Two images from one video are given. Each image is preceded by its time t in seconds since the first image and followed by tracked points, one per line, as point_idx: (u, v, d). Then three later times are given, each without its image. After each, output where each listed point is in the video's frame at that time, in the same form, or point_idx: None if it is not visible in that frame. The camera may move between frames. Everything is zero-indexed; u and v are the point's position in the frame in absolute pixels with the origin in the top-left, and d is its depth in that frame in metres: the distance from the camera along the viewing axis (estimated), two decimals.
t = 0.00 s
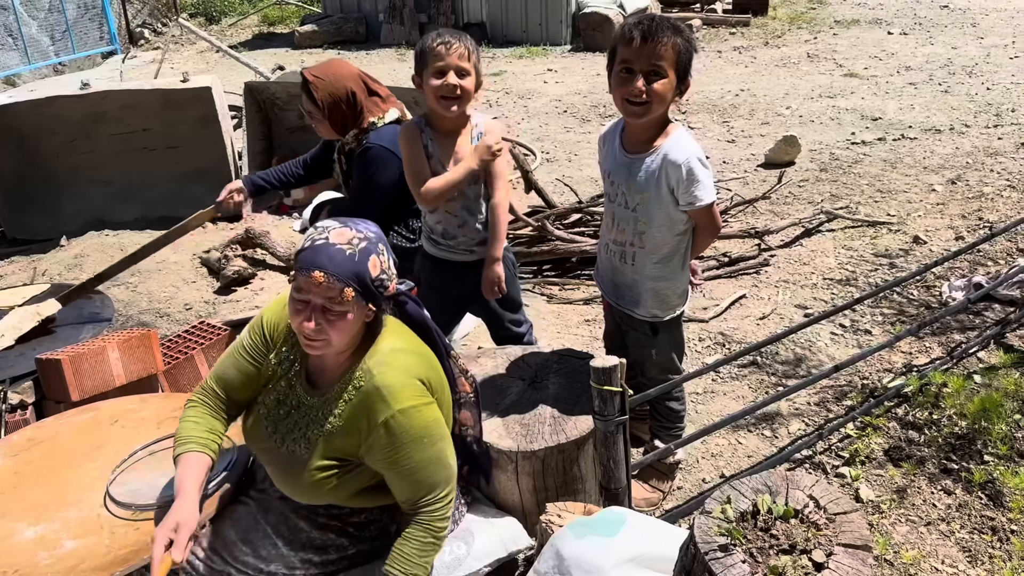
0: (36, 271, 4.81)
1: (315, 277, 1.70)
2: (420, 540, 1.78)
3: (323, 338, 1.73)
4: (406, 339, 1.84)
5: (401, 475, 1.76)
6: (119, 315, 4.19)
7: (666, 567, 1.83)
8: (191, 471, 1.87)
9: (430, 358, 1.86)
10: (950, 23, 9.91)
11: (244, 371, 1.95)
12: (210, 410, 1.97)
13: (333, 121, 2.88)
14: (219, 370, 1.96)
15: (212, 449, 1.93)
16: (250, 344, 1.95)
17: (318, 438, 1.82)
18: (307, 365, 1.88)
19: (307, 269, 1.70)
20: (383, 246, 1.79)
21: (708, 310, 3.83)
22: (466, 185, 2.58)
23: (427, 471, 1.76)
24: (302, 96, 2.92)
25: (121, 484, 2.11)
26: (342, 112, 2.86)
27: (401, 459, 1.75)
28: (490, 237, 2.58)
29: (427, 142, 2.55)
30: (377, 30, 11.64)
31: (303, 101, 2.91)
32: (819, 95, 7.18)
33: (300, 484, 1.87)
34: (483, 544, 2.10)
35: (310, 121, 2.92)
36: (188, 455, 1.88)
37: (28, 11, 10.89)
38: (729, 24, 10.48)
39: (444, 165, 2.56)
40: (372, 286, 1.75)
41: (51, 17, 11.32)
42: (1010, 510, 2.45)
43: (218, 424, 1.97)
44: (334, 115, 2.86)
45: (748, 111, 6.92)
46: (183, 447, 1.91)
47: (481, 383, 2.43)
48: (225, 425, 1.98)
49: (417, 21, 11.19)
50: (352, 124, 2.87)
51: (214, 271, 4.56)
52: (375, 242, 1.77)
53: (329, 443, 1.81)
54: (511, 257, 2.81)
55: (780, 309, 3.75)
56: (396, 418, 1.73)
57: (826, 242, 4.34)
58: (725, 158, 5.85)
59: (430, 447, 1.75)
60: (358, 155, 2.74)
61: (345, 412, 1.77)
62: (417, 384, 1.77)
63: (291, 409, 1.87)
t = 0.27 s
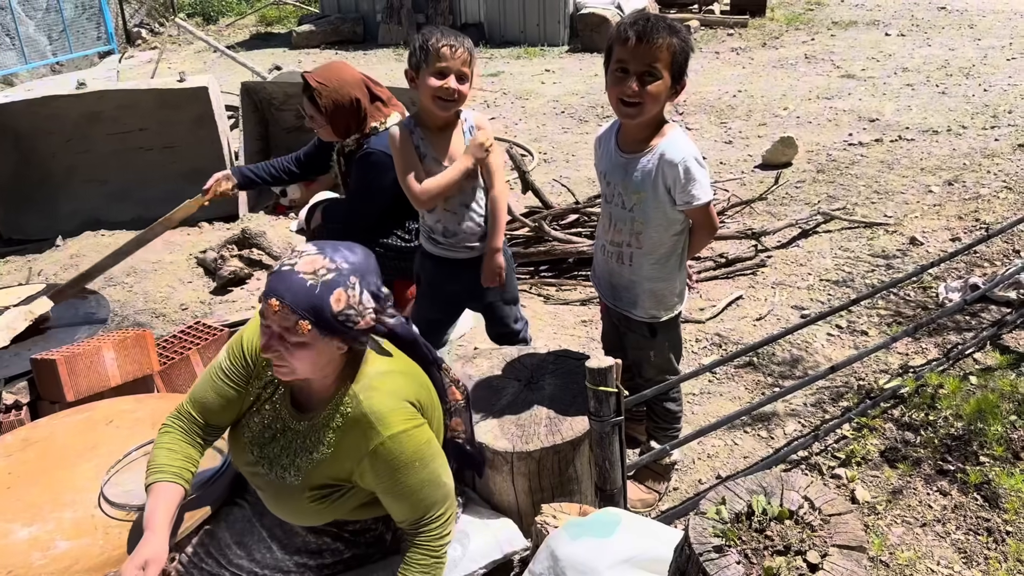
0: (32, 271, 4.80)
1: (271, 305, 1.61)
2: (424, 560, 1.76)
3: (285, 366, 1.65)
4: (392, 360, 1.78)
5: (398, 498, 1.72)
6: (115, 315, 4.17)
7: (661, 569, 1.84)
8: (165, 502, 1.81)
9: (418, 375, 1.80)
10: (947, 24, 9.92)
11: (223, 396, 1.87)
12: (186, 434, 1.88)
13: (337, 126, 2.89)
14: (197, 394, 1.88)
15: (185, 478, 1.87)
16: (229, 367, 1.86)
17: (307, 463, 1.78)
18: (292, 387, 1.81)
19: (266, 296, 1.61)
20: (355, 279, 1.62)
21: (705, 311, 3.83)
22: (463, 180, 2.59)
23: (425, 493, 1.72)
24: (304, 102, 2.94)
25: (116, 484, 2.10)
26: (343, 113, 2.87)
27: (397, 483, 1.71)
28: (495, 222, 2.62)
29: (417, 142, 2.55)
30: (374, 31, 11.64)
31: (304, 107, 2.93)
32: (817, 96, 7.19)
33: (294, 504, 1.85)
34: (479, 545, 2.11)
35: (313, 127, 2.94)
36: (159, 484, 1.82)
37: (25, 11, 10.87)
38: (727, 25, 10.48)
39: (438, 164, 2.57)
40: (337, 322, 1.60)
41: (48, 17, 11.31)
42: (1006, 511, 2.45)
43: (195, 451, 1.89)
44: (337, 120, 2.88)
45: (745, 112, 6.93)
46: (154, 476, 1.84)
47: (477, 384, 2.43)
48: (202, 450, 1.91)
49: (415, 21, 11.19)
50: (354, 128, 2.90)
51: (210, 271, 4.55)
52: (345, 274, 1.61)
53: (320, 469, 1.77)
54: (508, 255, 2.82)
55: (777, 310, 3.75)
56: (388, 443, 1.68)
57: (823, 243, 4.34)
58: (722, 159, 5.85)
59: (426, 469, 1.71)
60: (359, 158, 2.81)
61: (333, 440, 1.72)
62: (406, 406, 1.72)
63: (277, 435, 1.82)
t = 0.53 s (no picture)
0: (31, 271, 4.79)
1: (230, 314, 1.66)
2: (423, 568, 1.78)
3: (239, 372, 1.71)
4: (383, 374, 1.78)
5: (394, 509, 1.73)
6: (113, 315, 4.17)
7: (657, 570, 1.83)
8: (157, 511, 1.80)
9: (409, 387, 1.81)
10: (946, 27, 9.93)
11: (216, 406, 1.88)
12: (179, 445, 1.89)
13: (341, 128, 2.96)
14: (191, 404, 1.90)
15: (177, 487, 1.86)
16: (224, 377, 1.89)
17: (301, 477, 1.78)
18: (285, 398, 1.82)
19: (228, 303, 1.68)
20: (283, 321, 1.59)
21: (703, 313, 3.83)
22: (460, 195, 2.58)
23: (421, 503, 1.72)
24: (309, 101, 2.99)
25: (113, 484, 2.09)
26: (349, 116, 2.93)
27: (393, 496, 1.72)
28: (489, 233, 2.63)
29: (420, 147, 2.55)
30: (374, 32, 11.64)
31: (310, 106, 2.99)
32: (815, 98, 7.19)
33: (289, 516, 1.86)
34: (475, 547, 2.10)
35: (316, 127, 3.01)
36: (152, 495, 1.81)
37: (24, 11, 10.87)
38: (726, 27, 10.48)
39: (440, 169, 2.56)
40: (262, 351, 1.61)
41: (48, 17, 11.31)
42: (1002, 513, 2.45)
43: (188, 460, 1.90)
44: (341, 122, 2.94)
45: (744, 114, 6.93)
46: (148, 486, 1.83)
47: (475, 385, 2.43)
48: (195, 460, 1.91)
49: (414, 23, 11.18)
50: (359, 130, 2.98)
51: (209, 272, 4.55)
52: (277, 313, 1.59)
53: (315, 483, 1.78)
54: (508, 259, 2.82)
55: (775, 312, 3.75)
56: (382, 457, 1.68)
57: (821, 245, 4.34)
58: (721, 161, 5.85)
59: (421, 481, 1.71)
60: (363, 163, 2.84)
61: (327, 455, 1.72)
62: (398, 419, 1.72)
63: (271, 448, 1.82)
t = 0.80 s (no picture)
0: (33, 271, 4.80)
1: (249, 343, 1.60)
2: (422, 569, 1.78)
3: (274, 395, 1.65)
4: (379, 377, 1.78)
5: (393, 511, 1.74)
6: (114, 315, 4.18)
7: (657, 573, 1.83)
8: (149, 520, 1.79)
9: (405, 391, 1.81)
10: (948, 31, 9.94)
11: (209, 412, 1.87)
12: (171, 452, 1.88)
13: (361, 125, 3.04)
14: (184, 411, 1.88)
15: (168, 497, 1.85)
16: (215, 384, 1.86)
17: (297, 480, 1.78)
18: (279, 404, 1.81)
19: (247, 332, 1.60)
20: (333, 306, 1.59)
21: (704, 315, 3.83)
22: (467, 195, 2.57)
23: (419, 505, 1.73)
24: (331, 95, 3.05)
25: (113, 484, 2.10)
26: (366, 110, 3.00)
27: (391, 498, 1.72)
28: (492, 237, 2.63)
29: (426, 148, 2.57)
30: (376, 34, 11.66)
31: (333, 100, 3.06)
32: (817, 102, 7.20)
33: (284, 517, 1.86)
34: (474, 549, 2.10)
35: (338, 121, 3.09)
36: (142, 505, 1.80)
37: (28, 11, 10.90)
38: (729, 31, 10.49)
39: (444, 171, 2.56)
40: (321, 353, 1.59)
41: (52, 18, 11.34)
42: (1003, 518, 2.45)
43: (179, 469, 1.89)
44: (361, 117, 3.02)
45: (746, 117, 6.94)
46: (138, 496, 1.83)
47: (475, 387, 2.43)
48: (187, 467, 1.90)
49: (417, 24, 11.19)
50: (378, 121, 3.02)
51: (210, 273, 4.56)
52: (323, 302, 1.59)
53: (312, 486, 1.78)
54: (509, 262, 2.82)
55: (775, 315, 3.75)
56: (380, 460, 1.69)
57: (822, 248, 4.34)
58: (723, 164, 5.86)
59: (420, 483, 1.72)
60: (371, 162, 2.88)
61: (324, 459, 1.72)
62: (396, 421, 1.72)
63: (266, 452, 1.82)
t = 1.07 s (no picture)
0: (38, 271, 4.82)
1: (276, 340, 1.59)
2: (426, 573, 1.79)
3: (293, 397, 1.64)
4: (381, 380, 1.78)
5: (396, 514, 1.74)
6: (120, 316, 4.19)
7: None
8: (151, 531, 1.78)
9: (408, 396, 1.81)
10: (954, 35, 9.93)
11: (210, 420, 1.85)
12: (171, 462, 1.86)
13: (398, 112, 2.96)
14: (185, 420, 1.86)
15: (167, 508, 1.83)
16: (217, 392, 1.84)
17: (300, 483, 1.79)
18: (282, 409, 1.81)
19: (269, 331, 1.60)
20: (351, 296, 1.66)
21: (708, 319, 3.83)
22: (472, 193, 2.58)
23: (423, 508, 1.73)
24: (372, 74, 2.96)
25: (117, 484, 2.10)
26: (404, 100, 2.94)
27: (395, 501, 1.73)
28: (495, 243, 2.63)
29: (429, 152, 2.58)
30: (382, 36, 11.68)
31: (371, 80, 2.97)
32: (822, 106, 7.20)
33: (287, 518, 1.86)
34: (477, 550, 2.11)
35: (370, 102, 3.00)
36: (142, 515, 1.78)
37: (35, 12, 10.94)
38: (734, 34, 10.49)
39: (446, 174, 2.57)
40: (346, 342, 1.64)
41: (58, 18, 11.38)
42: (1007, 523, 2.44)
43: (178, 479, 1.87)
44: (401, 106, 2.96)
45: (750, 121, 6.94)
46: (138, 507, 1.79)
47: (479, 389, 2.43)
48: (186, 477, 1.88)
49: (422, 26, 11.20)
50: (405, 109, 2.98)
51: (215, 273, 4.57)
52: (342, 293, 1.65)
53: (316, 490, 1.79)
54: (514, 266, 2.82)
55: (780, 319, 3.75)
56: (384, 463, 1.69)
57: (827, 252, 4.34)
58: (727, 167, 5.86)
59: (423, 486, 1.72)
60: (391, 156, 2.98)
61: (328, 462, 1.73)
62: (399, 424, 1.73)
63: (269, 457, 1.82)
